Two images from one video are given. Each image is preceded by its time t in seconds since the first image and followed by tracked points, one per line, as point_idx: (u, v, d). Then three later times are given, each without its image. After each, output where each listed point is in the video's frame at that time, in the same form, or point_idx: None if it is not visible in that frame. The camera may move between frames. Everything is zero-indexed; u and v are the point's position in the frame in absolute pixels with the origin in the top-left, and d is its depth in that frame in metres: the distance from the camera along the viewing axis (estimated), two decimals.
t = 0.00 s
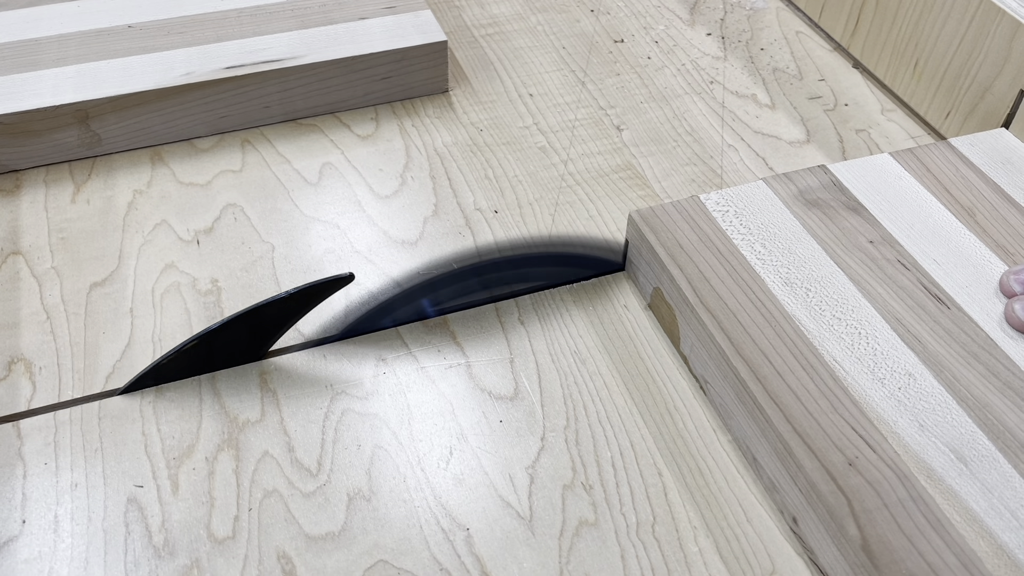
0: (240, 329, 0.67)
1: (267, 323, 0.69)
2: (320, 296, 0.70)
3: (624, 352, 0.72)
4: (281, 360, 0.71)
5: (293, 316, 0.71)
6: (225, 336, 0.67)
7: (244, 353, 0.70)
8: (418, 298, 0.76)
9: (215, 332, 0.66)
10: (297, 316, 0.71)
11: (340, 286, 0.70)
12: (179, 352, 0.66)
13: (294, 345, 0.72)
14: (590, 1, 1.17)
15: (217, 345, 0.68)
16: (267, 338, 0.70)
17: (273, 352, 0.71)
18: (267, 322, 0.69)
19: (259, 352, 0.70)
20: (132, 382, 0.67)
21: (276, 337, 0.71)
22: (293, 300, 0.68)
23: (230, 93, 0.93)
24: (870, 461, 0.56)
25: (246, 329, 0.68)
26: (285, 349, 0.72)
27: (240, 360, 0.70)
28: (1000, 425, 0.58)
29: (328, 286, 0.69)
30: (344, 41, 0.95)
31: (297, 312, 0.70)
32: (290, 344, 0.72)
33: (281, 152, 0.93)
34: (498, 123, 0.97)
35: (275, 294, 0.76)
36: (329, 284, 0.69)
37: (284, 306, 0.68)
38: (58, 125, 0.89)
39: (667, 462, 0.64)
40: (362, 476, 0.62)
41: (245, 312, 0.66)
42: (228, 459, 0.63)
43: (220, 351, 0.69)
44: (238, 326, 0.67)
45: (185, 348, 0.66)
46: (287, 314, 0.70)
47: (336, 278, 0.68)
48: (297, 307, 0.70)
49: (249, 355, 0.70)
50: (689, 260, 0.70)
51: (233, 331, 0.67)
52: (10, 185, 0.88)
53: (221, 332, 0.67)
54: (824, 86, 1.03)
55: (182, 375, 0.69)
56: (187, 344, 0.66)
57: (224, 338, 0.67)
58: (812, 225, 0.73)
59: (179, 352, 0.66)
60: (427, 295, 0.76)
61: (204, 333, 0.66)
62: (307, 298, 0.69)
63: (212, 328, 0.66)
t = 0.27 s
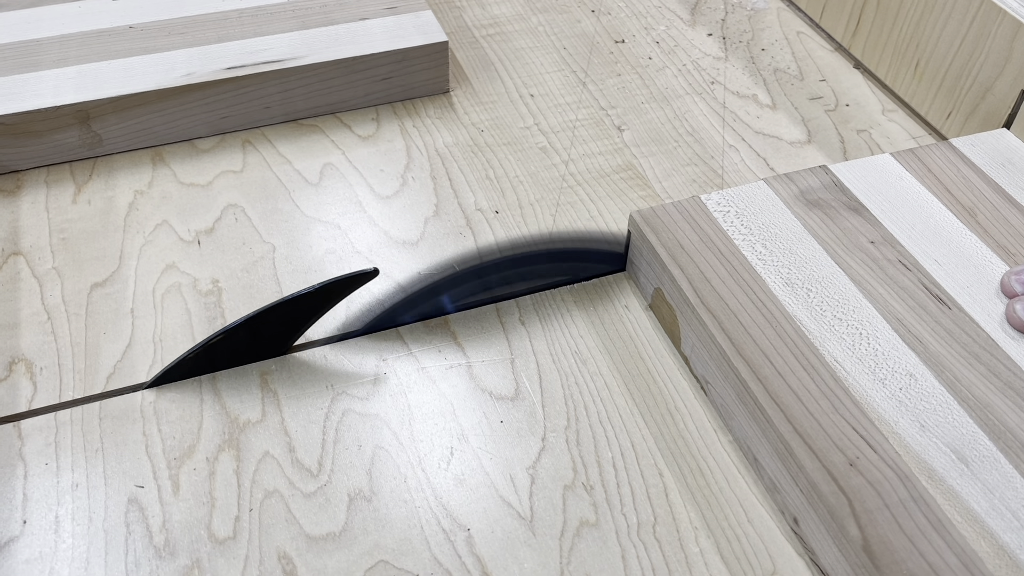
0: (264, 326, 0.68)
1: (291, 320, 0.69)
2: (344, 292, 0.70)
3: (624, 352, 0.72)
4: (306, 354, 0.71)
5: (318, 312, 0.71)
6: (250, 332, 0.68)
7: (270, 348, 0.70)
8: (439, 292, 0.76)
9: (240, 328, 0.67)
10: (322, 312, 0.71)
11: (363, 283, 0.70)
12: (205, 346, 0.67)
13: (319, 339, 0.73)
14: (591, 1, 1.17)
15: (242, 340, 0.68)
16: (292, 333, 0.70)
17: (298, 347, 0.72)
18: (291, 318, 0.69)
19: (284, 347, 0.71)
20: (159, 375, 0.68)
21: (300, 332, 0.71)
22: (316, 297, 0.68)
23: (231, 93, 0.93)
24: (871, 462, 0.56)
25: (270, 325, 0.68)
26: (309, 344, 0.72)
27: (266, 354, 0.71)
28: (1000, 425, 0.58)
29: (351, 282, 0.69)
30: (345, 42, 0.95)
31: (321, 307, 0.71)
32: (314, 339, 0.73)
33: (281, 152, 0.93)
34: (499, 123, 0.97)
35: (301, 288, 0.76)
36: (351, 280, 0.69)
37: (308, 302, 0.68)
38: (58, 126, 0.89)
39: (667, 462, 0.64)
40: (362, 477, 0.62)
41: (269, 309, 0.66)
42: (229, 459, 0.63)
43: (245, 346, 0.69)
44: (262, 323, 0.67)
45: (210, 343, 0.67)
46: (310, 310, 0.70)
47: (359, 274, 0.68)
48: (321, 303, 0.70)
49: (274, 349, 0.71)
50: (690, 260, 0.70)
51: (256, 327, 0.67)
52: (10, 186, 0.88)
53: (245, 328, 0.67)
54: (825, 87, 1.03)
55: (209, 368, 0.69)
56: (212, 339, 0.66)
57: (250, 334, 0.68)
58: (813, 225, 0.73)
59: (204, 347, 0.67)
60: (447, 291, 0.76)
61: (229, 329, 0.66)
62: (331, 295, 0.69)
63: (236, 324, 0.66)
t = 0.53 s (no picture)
0: (289, 321, 0.68)
1: (316, 315, 0.69)
2: (371, 287, 0.71)
3: (625, 352, 0.72)
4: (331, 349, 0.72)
5: (342, 306, 0.71)
6: (276, 327, 0.68)
7: (295, 342, 0.71)
8: (460, 289, 0.76)
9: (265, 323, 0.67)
10: (346, 307, 0.72)
11: (387, 279, 0.70)
12: (231, 342, 0.67)
13: (346, 333, 0.73)
14: (591, 2, 1.17)
15: (268, 336, 0.69)
16: (317, 328, 0.71)
17: (324, 341, 0.73)
18: (316, 313, 0.69)
19: (309, 342, 0.72)
20: (185, 370, 0.69)
21: (325, 327, 0.72)
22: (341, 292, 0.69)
23: (233, 94, 0.93)
24: (872, 462, 0.56)
25: (295, 320, 0.68)
26: (336, 339, 0.73)
27: (292, 348, 0.71)
28: (1002, 426, 0.58)
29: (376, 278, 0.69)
30: (346, 42, 0.95)
31: (346, 302, 0.71)
32: (341, 333, 0.73)
33: (283, 153, 0.93)
34: (500, 124, 0.97)
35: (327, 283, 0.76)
36: (375, 276, 0.69)
37: (333, 298, 0.69)
38: (60, 126, 0.89)
39: (669, 463, 0.64)
40: (364, 477, 0.62)
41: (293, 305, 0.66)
42: (230, 460, 0.64)
43: (270, 341, 0.69)
44: (287, 318, 0.67)
45: (235, 338, 0.67)
46: (335, 305, 0.70)
47: (382, 270, 0.68)
48: (345, 298, 0.70)
49: (300, 343, 0.71)
50: (691, 261, 0.70)
51: (282, 322, 0.68)
52: (12, 186, 0.88)
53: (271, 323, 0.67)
54: (826, 87, 1.03)
55: (235, 363, 0.70)
56: (238, 335, 0.67)
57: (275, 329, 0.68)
58: (814, 226, 0.73)
59: (229, 343, 0.67)
60: (467, 287, 0.76)
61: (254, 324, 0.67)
62: (355, 290, 0.70)
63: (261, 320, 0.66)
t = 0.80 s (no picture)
0: (311, 315, 0.68)
1: (337, 309, 0.70)
2: (391, 280, 0.71)
3: (625, 352, 0.72)
4: (351, 344, 0.72)
5: (362, 300, 0.72)
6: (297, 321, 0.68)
7: (315, 336, 0.71)
8: (476, 285, 0.77)
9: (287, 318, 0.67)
10: (365, 300, 0.72)
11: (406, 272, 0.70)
12: (253, 336, 0.67)
13: (363, 329, 0.73)
14: (591, 2, 1.17)
15: (289, 330, 0.69)
16: (337, 322, 0.71)
17: (342, 336, 0.73)
18: (337, 307, 0.69)
19: (328, 336, 0.72)
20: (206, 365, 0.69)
21: (344, 321, 0.72)
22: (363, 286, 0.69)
23: (232, 93, 0.93)
24: (871, 462, 0.56)
25: (317, 314, 0.69)
26: (354, 333, 0.73)
27: (311, 342, 0.72)
28: (1001, 426, 0.58)
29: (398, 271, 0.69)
30: (345, 42, 0.95)
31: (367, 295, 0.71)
32: (359, 328, 0.74)
33: (281, 152, 0.93)
34: (499, 123, 0.97)
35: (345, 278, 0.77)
36: (396, 270, 0.69)
37: (354, 291, 0.69)
38: (59, 126, 0.89)
39: (668, 463, 0.64)
40: (363, 477, 0.62)
41: (316, 299, 0.66)
42: (229, 460, 0.63)
43: (291, 335, 0.70)
44: (309, 312, 0.68)
45: (257, 333, 0.67)
46: (355, 299, 0.70)
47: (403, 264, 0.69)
48: (365, 292, 0.70)
49: (319, 337, 0.72)
50: (690, 260, 0.70)
51: (304, 316, 0.68)
52: (11, 186, 0.88)
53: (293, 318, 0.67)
54: (825, 87, 1.03)
55: (256, 357, 0.70)
56: (260, 329, 0.67)
57: (297, 323, 0.69)
58: (813, 225, 0.73)
59: (251, 337, 0.67)
60: (483, 284, 0.77)
61: (276, 318, 0.67)
62: (375, 284, 0.70)
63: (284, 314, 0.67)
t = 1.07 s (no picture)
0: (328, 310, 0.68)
1: (355, 303, 0.69)
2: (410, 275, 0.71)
3: (624, 351, 0.72)
4: (369, 338, 0.73)
5: (380, 295, 0.71)
6: (315, 316, 0.68)
7: (334, 330, 0.71)
8: (490, 280, 0.77)
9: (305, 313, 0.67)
10: (384, 295, 0.72)
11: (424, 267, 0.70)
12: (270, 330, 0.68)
13: (380, 323, 0.74)
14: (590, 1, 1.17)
15: (307, 324, 0.69)
16: (354, 316, 0.71)
17: (360, 330, 0.73)
18: (355, 301, 0.69)
19: (347, 329, 0.72)
20: (225, 358, 0.69)
21: (362, 315, 0.72)
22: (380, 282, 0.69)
23: (230, 92, 0.93)
24: (870, 461, 0.56)
25: (334, 309, 0.69)
26: (371, 328, 0.74)
27: (330, 336, 0.72)
28: (999, 424, 0.58)
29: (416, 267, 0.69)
30: (344, 41, 0.95)
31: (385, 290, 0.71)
32: (376, 322, 0.74)
33: (280, 151, 0.93)
34: (498, 123, 0.97)
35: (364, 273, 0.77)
36: (413, 265, 0.69)
37: (372, 287, 0.69)
38: (57, 125, 0.89)
39: (667, 462, 0.64)
40: (362, 476, 0.62)
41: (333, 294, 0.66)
42: (228, 459, 0.63)
43: (309, 328, 0.70)
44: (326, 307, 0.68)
45: (275, 327, 0.67)
46: (373, 293, 0.70)
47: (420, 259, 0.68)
48: (383, 287, 0.70)
49: (337, 331, 0.72)
50: (689, 260, 0.70)
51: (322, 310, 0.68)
52: (9, 185, 0.88)
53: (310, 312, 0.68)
54: (824, 86, 1.03)
55: (274, 350, 0.71)
56: (277, 323, 0.67)
57: (314, 318, 0.69)
58: (812, 225, 0.73)
59: (269, 332, 0.68)
60: (498, 279, 0.77)
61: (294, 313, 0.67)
62: (393, 279, 0.70)
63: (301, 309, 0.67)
